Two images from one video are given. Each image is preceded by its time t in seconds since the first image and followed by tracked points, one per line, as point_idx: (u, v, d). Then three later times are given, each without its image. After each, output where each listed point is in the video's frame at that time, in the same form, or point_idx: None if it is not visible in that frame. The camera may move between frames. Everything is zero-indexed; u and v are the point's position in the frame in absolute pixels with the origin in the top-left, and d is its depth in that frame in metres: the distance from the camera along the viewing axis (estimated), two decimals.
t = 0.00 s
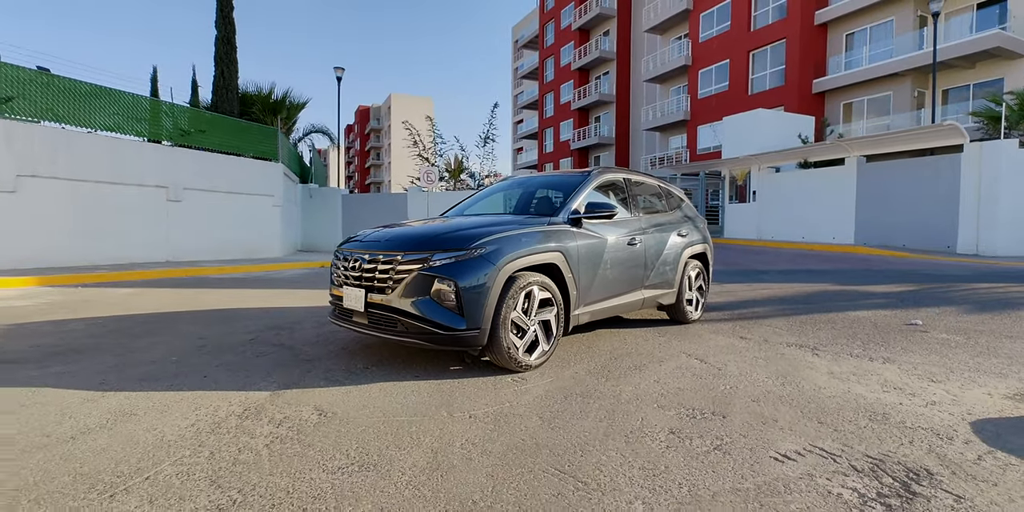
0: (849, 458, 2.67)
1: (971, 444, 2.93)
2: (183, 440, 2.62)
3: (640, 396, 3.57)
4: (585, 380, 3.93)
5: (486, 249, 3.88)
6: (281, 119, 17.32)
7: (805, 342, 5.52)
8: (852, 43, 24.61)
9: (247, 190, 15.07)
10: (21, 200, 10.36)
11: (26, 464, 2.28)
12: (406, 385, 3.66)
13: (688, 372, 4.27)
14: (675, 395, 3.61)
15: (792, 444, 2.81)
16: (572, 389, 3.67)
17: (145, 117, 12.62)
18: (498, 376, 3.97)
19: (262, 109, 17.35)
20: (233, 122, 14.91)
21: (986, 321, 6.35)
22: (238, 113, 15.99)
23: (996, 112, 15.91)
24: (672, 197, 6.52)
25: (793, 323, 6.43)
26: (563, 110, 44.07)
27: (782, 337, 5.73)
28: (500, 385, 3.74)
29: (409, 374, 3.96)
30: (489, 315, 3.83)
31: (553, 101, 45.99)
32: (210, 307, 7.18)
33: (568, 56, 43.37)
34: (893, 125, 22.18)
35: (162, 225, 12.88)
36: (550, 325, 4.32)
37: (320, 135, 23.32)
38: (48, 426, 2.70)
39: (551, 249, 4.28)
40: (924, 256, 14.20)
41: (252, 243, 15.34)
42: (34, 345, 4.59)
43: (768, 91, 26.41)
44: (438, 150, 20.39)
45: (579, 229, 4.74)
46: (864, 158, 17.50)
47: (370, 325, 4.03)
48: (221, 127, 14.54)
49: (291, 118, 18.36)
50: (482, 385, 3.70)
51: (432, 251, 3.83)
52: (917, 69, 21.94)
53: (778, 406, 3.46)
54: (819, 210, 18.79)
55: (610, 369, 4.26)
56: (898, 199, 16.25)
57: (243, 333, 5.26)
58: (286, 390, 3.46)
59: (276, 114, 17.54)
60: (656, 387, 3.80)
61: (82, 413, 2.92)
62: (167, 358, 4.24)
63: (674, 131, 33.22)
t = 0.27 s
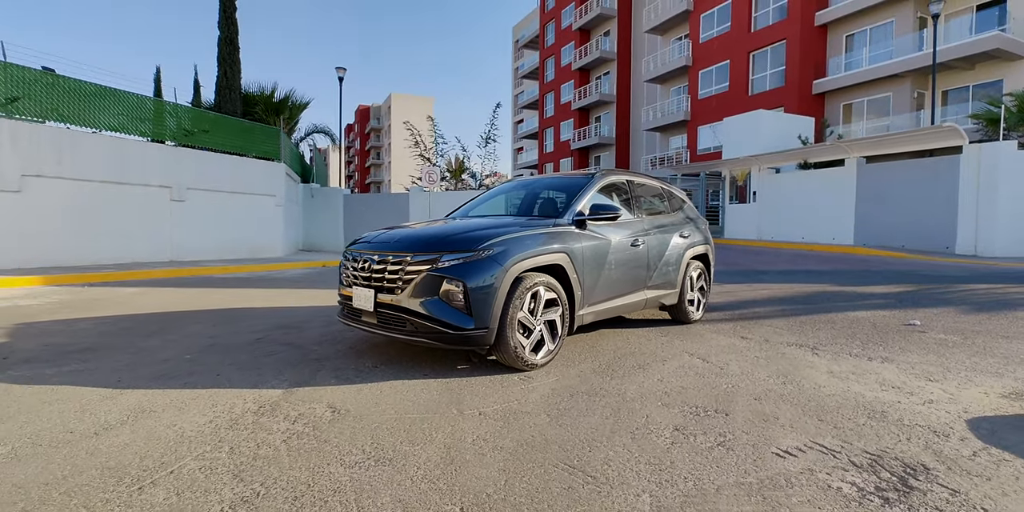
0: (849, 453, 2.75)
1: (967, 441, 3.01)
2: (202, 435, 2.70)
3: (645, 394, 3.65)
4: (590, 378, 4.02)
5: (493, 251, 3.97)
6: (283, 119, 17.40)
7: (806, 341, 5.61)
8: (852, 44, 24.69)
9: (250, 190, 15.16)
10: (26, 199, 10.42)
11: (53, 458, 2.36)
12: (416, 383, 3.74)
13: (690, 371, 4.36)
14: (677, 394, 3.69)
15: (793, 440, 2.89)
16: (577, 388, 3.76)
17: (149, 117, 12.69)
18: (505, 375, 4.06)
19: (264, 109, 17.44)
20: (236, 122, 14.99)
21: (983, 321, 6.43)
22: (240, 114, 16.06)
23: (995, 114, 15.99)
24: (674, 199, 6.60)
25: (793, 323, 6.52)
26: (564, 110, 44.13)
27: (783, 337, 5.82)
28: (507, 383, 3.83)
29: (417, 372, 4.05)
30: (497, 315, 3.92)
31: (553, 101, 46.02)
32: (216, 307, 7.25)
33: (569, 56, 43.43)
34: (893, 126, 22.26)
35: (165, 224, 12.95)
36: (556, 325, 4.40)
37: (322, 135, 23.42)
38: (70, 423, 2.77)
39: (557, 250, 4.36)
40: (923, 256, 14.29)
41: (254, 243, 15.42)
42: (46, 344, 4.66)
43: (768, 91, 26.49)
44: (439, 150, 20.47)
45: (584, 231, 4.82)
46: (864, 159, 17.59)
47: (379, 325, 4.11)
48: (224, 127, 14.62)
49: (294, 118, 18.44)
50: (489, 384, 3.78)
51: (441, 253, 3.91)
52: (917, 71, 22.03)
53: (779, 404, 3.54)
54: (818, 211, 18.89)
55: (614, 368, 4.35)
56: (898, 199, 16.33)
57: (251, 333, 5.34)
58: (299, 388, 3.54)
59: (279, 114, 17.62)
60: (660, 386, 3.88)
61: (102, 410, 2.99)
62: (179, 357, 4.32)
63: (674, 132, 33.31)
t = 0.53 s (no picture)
0: (849, 446, 2.85)
1: (964, 434, 3.11)
2: (225, 428, 2.79)
3: (651, 390, 3.74)
4: (597, 375, 4.11)
5: (502, 250, 4.06)
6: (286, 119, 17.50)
7: (807, 340, 5.71)
8: (851, 45, 24.80)
9: (253, 189, 15.25)
10: (33, 198, 10.49)
11: (84, 449, 2.45)
12: (427, 379, 3.83)
13: (694, 367, 4.46)
14: (682, 389, 3.79)
15: (795, 434, 2.99)
16: (584, 384, 3.85)
17: (154, 117, 12.77)
18: (513, 372, 4.15)
19: (268, 109, 17.54)
20: (240, 122, 15.07)
21: (981, 320, 6.53)
22: (244, 113, 16.15)
23: (994, 115, 16.10)
24: (677, 199, 6.70)
25: (794, 322, 6.62)
26: (564, 110, 44.22)
27: (784, 335, 5.91)
28: (516, 379, 3.92)
29: (427, 369, 4.14)
30: (505, 313, 4.01)
31: (554, 100, 46.11)
32: (224, 305, 7.34)
33: (569, 56, 43.51)
34: (893, 127, 22.35)
35: (170, 223, 13.03)
36: (562, 323, 4.49)
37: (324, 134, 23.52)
38: (97, 416, 2.87)
39: (563, 250, 4.45)
40: (922, 256, 14.39)
41: (257, 242, 15.51)
42: (63, 341, 4.75)
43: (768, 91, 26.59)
44: (441, 150, 20.57)
45: (589, 230, 4.92)
46: (864, 160, 17.70)
47: (390, 322, 4.20)
48: (227, 127, 14.71)
49: (296, 118, 18.54)
50: (498, 380, 3.87)
51: (451, 252, 4.00)
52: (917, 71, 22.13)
53: (781, 399, 3.64)
54: (818, 211, 19.00)
55: (619, 365, 4.44)
56: (897, 200, 16.43)
57: (262, 330, 5.43)
58: (313, 383, 3.64)
59: (282, 114, 17.72)
60: (665, 382, 3.98)
61: (125, 404, 3.09)
62: (193, 354, 4.41)
63: (674, 132, 33.40)
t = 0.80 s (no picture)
0: (853, 437, 2.94)
1: (964, 426, 3.21)
2: (249, 420, 2.88)
3: (659, 385, 3.83)
4: (605, 371, 4.20)
5: (513, 248, 4.15)
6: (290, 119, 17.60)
7: (810, 337, 5.80)
8: (852, 46, 24.90)
9: (257, 188, 15.33)
10: (40, 197, 10.57)
11: (117, 439, 2.54)
12: (440, 374, 3.92)
13: (700, 363, 4.55)
14: (689, 384, 3.88)
15: (801, 426, 3.08)
16: (593, 379, 3.94)
17: (159, 116, 12.84)
18: (524, 368, 4.23)
19: (272, 109, 17.63)
20: (244, 121, 15.15)
21: (980, 318, 6.63)
22: (248, 113, 16.25)
23: (994, 115, 16.21)
24: (681, 198, 6.79)
25: (797, 320, 6.71)
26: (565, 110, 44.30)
27: (788, 333, 6.01)
28: (526, 374, 4.01)
29: (439, 364, 4.23)
30: (516, 310, 4.10)
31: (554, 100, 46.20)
32: (234, 303, 7.44)
33: (570, 56, 43.62)
34: (893, 127, 22.43)
35: (175, 222, 13.12)
36: (571, 320, 4.59)
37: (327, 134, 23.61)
38: (125, 408, 2.95)
39: (572, 248, 4.54)
40: (922, 256, 14.50)
41: (261, 241, 15.59)
42: (80, 337, 4.84)
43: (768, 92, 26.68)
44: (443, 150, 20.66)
45: (596, 229, 5.01)
46: (864, 160, 17.81)
47: (402, 319, 4.29)
48: (231, 127, 14.79)
49: (300, 117, 18.63)
50: (509, 375, 3.96)
51: (464, 250, 4.09)
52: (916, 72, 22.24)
53: (786, 393, 3.73)
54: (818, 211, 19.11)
55: (626, 361, 4.53)
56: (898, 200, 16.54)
57: (274, 327, 5.52)
58: (330, 378, 3.73)
59: (285, 114, 17.81)
60: (672, 377, 4.07)
61: (151, 397, 3.17)
62: (210, 350, 4.50)
63: (675, 132, 33.50)
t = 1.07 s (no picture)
0: (868, 437, 2.97)
1: (976, 427, 3.23)
2: (270, 420, 2.90)
3: (671, 385, 3.85)
4: (617, 371, 4.22)
5: (525, 249, 4.17)
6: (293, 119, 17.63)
7: (818, 338, 5.83)
8: (854, 46, 24.93)
9: (261, 188, 15.36)
10: (46, 197, 10.59)
11: (141, 438, 2.56)
12: (453, 374, 3.94)
13: (711, 364, 4.57)
14: (701, 385, 3.90)
15: (816, 426, 3.11)
16: (606, 379, 3.96)
17: (163, 116, 12.85)
18: (536, 368, 4.26)
19: (275, 109, 17.66)
20: (247, 121, 15.17)
21: (986, 319, 6.67)
22: (252, 113, 16.27)
23: (996, 116, 16.24)
24: (688, 199, 6.82)
25: (803, 320, 6.74)
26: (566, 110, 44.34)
27: (795, 333, 6.04)
28: (539, 374, 4.04)
29: (452, 364, 4.25)
30: (529, 310, 4.12)
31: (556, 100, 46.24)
32: (242, 303, 7.45)
33: (571, 56, 43.64)
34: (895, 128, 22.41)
35: (180, 222, 13.14)
36: (581, 320, 4.61)
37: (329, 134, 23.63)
38: (145, 407, 2.98)
39: (583, 249, 4.57)
40: (924, 256, 14.53)
41: (265, 241, 15.62)
42: (93, 337, 4.85)
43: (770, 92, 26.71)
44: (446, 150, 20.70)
45: (606, 230, 5.03)
46: (866, 160, 17.86)
47: (415, 319, 4.31)
48: (235, 126, 14.80)
49: (303, 117, 18.66)
50: (522, 375, 3.99)
51: (477, 251, 4.12)
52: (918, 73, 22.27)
53: (798, 394, 3.75)
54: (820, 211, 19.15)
55: (637, 362, 4.55)
56: (900, 200, 16.57)
57: (284, 327, 5.54)
58: (345, 378, 3.75)
59: (289, 113, 17.84)
60: (684, 377, 4.09)
61: (169, 396, 3.19)
62: (223, 350, 4.52)
63: (676, 132, 33.52)
